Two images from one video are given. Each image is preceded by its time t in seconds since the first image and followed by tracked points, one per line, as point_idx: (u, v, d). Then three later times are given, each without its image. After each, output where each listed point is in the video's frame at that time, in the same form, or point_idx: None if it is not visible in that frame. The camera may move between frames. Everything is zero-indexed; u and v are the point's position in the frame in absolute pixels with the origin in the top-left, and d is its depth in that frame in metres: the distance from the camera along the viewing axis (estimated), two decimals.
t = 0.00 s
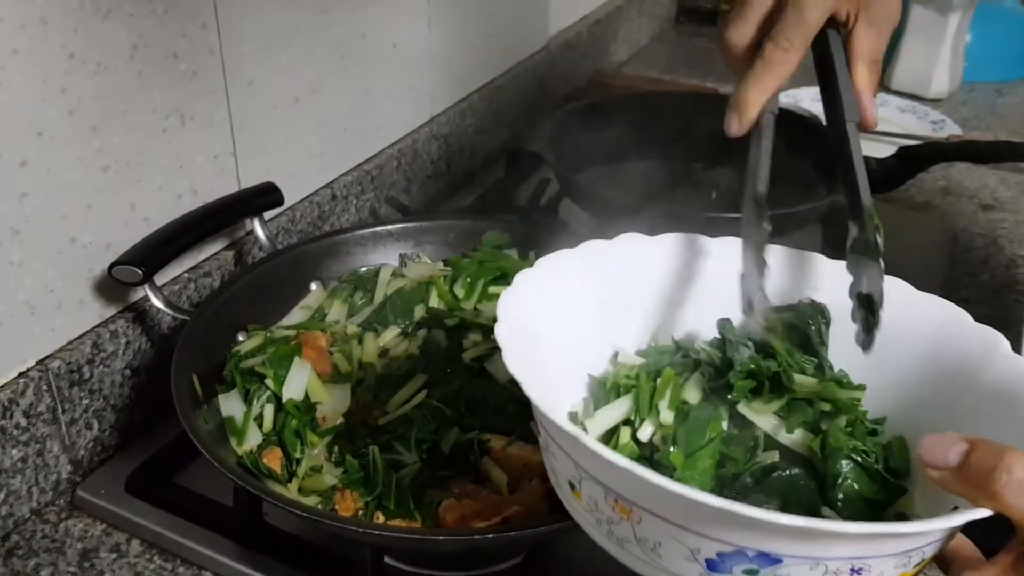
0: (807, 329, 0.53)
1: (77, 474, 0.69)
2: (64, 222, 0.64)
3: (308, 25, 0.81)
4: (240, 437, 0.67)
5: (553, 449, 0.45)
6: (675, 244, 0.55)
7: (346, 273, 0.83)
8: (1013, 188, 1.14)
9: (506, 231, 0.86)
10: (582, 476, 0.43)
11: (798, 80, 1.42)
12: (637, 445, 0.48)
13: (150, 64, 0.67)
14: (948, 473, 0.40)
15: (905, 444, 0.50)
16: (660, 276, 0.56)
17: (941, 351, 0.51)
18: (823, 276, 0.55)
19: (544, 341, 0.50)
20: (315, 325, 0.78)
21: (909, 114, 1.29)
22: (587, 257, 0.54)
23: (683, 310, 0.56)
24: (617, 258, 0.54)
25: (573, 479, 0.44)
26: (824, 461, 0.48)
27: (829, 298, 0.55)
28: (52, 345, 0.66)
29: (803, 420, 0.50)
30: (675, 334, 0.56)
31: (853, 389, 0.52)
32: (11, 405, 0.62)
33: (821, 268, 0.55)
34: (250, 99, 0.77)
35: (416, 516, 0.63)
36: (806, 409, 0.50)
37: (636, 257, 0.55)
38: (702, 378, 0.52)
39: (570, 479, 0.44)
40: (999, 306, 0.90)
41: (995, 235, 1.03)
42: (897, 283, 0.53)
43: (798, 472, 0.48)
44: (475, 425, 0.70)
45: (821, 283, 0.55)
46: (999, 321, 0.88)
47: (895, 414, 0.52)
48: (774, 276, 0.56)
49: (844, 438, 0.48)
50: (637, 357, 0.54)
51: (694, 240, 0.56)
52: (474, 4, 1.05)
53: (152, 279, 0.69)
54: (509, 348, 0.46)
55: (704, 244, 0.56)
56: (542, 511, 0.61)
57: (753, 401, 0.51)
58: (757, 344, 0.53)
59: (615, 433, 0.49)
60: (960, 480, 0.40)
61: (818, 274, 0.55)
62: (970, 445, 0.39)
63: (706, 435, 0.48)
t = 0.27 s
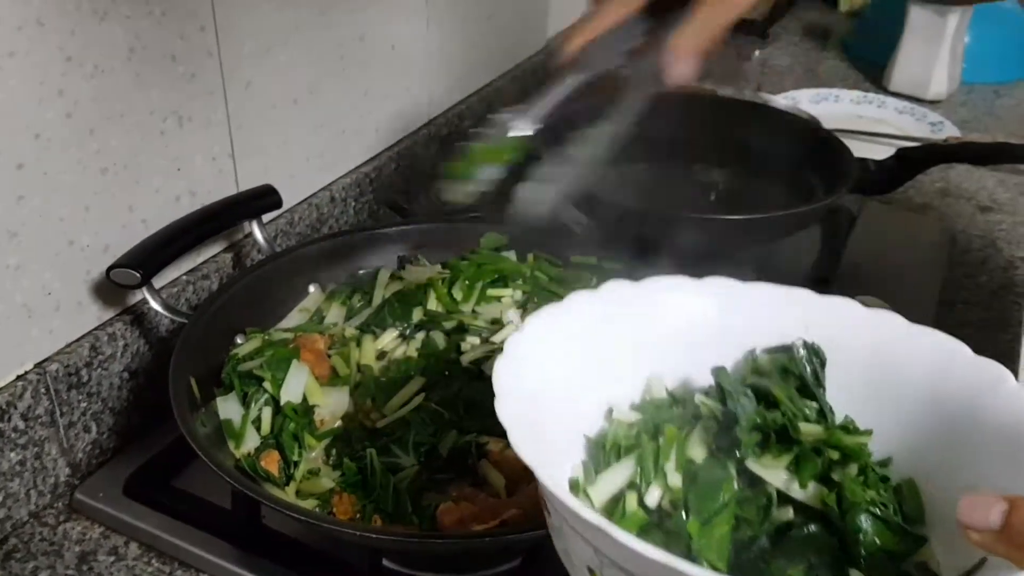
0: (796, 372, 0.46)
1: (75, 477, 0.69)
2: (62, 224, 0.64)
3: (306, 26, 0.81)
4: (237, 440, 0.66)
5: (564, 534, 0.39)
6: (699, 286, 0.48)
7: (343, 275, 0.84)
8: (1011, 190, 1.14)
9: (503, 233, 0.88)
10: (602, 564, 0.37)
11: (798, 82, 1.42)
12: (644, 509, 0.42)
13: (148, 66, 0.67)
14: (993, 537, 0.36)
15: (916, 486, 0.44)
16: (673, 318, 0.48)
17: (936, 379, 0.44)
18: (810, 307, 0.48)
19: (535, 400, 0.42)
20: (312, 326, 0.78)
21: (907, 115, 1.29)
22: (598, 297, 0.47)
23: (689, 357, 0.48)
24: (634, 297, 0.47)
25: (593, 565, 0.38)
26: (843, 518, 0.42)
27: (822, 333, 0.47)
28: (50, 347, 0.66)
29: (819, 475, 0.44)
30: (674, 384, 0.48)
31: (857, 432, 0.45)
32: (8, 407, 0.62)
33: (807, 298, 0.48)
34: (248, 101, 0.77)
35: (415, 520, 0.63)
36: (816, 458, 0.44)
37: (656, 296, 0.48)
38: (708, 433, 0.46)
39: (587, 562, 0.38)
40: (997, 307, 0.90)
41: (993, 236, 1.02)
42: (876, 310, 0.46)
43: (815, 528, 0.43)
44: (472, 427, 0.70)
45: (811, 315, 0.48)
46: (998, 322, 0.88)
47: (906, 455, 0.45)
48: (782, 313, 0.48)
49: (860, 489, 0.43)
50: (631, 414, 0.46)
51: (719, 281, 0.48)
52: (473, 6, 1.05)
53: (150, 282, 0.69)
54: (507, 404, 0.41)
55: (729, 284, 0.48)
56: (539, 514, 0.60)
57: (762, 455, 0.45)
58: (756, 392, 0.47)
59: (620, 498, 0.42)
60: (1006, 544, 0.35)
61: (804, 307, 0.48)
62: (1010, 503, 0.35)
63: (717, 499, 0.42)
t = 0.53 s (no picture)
0: (805, 414, 0.50)
1: (71, 476, 0.69)
2: (57, 223, 0.64)
3: (303, 26, 0.81)
4: (232, 439, 0.66)
5: None
6: (698, 331, 0.52)
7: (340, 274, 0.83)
8: (1008, 190, 1.14)
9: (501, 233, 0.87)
10: None
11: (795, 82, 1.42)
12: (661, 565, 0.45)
13: (144, 65, 0.67)
14: None
15: (933, 521, 0.48)
16: (673, 365, 0.52)
17: (944, 415, 0.48)
18: (812, 345, 0.52)
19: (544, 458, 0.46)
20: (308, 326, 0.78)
21: (904, 115, 1.29)
22: (601, 346, 0.51)
23: (690, 401, 0.52)
24: (634, 346, 0.51)
25: None
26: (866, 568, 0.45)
27: (829, 372, 0.51)
28: (45, 346, 0.66)
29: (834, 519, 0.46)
30: (677, 429, 0.52)
31: (872, 474, 0.48)
32: (3, 406, 0.62)
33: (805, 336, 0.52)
34: (244, 101, 0.77)
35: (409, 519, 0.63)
36: (832, 504, 0.46)
37: (658, 344, 0.52)
38: (718, 483, 0.48)
39: None
40: (994, 307, 0.90)
41: (989, 237, 1.03)
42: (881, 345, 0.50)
43: None
44: (468, 427, 0.70)
45: (817, 354, 0.52)
46: (994, 322, 0.88)
47: (919, 490, 0.49)
48: (777, 354, 0.52)
49: (881, 536, 0.45)
50: (641, 463, 0.49)
51: (714, 324, 0.52)
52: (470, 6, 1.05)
53: (146, 280, 0.69)
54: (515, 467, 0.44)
55: (726, 327, 0.52)
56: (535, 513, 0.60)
57: (778, 505, 0.47)
58: (765, 436, 0.50)
59: (636, 551, 0.45)
60: None
61: (807, 344, 0.52)
62: None
63: (735, 554, 0.44)
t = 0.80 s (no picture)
0: (816, 420, 0.52)
1: (69, 474, 0.69)
2: (55, 221, 0.64)
3: (302, 24, 0.81)
4: (230, 437, 0.66)
5: None
6: (708, 336, 0.55)
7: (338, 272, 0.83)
8: (1005, 189, 1.14)
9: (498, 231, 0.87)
10: None
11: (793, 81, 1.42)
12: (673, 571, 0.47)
13: (142, 64, 0.67)
14: None
15: (945, 525, 0.50)
16: (683, 369, 0.54)
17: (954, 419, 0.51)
18: (825, 351, 0.54)
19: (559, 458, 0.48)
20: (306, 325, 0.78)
21: (902, 115, 1.29)
22: (615, 353, 0.53)
23: (698, 407, 0.54)
24: (645, 352, 0.54)
25: None
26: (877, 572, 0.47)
27: (840, 378, 0.54)
28: (43, 344, 0.66)
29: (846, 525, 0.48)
30: (688, 434, 0.54)
31: (883, 481, 0.50)
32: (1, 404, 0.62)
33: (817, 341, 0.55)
34: (243, 99, 0.77)
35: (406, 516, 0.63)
36: (844, 510, 0.49)
37: (669, 349, 0.54)
38: (731, 490, 0.50)
39: None
40: (991, 306, 0.90)
41: (986, 235, 1.03)
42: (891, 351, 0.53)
43: None
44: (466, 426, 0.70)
45: (828, 360, 0.54)
46: (991, 321, 0.88)
47: (930, 494, 0.52)
48: (788, 361, 0.55)
49: (892, 543, 0.47)
50: (654, 468, 0.52)
51: (723, 331, 0.55)
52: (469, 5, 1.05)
53: (144, 278, 0.69)
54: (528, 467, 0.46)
55: (732, 333, 0.55)
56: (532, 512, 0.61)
57: (791, 512, 0.49)
58: (776, 443, 0.52)
59: (649, 557, 0.48)
60: None
61: (819, 350, 0.55)
62: None
63: (747, 560, 0.47)
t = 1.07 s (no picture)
0: (818, 422, 0.53)
1: (67, 473, 0.69)
2: (54, 221, 0.64)
3: (302, 24, 0.81)
4: (229, 437, 0.66)
5: None
6: (712, 336, 0.55)
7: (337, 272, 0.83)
8: (1004, 190, 1.14)
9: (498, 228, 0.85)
10: None
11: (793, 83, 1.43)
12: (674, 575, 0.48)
13: (142, 64, 0.67)
14: None
15: (949, 532, 0.50)
16: (685, 369, 0.55)
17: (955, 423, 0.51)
18: (827, 354, 0.55)
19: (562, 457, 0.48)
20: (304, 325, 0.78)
21: (901, 116, 1.30)
22: (619, 352, 0.53)
23: (696, 407, 0.55)
24: (649, 352, 0.54)
25: None
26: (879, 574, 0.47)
27: (842, 382, 0.54)
28: (42, 344, 0.66)
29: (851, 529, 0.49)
30: (685, 435, 0.55)
31: (886, 485, 0.51)
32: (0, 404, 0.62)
33: (819, 342, 0.55)
34: (242, 99, 0.77)
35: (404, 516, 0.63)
36: (846, 514, 0.49)
37: (673, 349, 0.55)
38: (733, 493, 0.52)
39: None
40: (989, 307, 0.90)
41: (985, 237, 1.03)
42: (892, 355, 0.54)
43: None
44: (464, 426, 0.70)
45: (830, 363, 0.55)
46: (990, 322, 0.88)
47: (933, 499, 0.52)
48: (788, 363, 0.55)
49: (896, 548, 0.48)
50: (653, 471, 0.52)
51: (724, 332, 0.55)
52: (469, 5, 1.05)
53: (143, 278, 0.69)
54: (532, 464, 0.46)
55: (735, 335, 0.55)
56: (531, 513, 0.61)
57: (793, 516, 0.50)
58: (779, 446, 0.53)
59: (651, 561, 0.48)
60: None
61: (821, 353, 0.55)
62: None
63: (752, 564, 0.47)
